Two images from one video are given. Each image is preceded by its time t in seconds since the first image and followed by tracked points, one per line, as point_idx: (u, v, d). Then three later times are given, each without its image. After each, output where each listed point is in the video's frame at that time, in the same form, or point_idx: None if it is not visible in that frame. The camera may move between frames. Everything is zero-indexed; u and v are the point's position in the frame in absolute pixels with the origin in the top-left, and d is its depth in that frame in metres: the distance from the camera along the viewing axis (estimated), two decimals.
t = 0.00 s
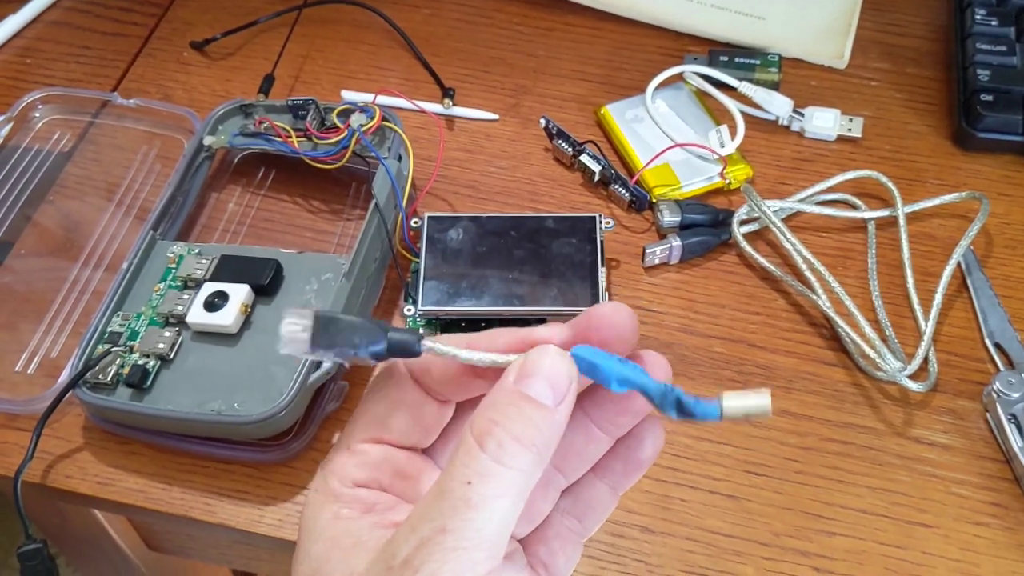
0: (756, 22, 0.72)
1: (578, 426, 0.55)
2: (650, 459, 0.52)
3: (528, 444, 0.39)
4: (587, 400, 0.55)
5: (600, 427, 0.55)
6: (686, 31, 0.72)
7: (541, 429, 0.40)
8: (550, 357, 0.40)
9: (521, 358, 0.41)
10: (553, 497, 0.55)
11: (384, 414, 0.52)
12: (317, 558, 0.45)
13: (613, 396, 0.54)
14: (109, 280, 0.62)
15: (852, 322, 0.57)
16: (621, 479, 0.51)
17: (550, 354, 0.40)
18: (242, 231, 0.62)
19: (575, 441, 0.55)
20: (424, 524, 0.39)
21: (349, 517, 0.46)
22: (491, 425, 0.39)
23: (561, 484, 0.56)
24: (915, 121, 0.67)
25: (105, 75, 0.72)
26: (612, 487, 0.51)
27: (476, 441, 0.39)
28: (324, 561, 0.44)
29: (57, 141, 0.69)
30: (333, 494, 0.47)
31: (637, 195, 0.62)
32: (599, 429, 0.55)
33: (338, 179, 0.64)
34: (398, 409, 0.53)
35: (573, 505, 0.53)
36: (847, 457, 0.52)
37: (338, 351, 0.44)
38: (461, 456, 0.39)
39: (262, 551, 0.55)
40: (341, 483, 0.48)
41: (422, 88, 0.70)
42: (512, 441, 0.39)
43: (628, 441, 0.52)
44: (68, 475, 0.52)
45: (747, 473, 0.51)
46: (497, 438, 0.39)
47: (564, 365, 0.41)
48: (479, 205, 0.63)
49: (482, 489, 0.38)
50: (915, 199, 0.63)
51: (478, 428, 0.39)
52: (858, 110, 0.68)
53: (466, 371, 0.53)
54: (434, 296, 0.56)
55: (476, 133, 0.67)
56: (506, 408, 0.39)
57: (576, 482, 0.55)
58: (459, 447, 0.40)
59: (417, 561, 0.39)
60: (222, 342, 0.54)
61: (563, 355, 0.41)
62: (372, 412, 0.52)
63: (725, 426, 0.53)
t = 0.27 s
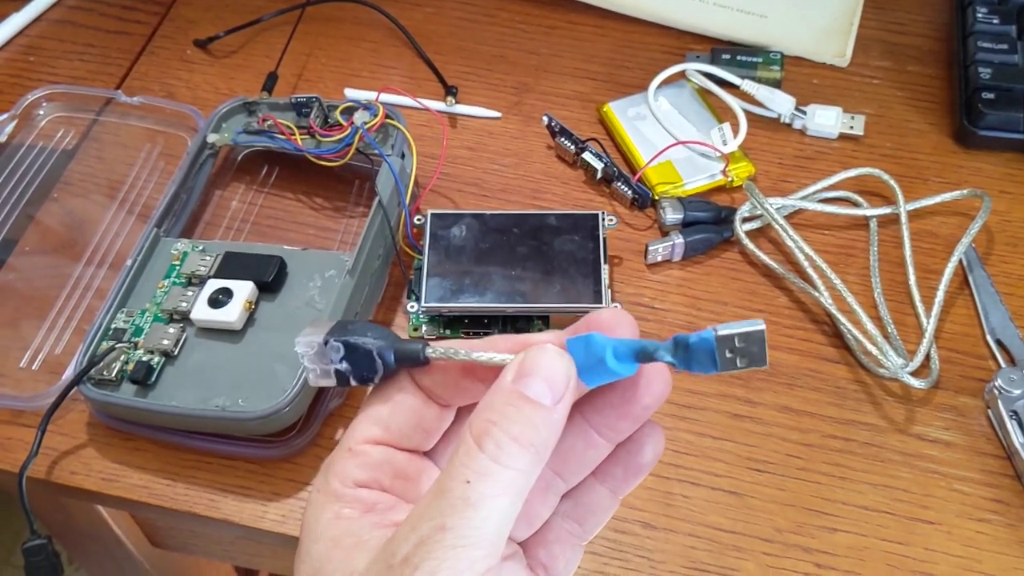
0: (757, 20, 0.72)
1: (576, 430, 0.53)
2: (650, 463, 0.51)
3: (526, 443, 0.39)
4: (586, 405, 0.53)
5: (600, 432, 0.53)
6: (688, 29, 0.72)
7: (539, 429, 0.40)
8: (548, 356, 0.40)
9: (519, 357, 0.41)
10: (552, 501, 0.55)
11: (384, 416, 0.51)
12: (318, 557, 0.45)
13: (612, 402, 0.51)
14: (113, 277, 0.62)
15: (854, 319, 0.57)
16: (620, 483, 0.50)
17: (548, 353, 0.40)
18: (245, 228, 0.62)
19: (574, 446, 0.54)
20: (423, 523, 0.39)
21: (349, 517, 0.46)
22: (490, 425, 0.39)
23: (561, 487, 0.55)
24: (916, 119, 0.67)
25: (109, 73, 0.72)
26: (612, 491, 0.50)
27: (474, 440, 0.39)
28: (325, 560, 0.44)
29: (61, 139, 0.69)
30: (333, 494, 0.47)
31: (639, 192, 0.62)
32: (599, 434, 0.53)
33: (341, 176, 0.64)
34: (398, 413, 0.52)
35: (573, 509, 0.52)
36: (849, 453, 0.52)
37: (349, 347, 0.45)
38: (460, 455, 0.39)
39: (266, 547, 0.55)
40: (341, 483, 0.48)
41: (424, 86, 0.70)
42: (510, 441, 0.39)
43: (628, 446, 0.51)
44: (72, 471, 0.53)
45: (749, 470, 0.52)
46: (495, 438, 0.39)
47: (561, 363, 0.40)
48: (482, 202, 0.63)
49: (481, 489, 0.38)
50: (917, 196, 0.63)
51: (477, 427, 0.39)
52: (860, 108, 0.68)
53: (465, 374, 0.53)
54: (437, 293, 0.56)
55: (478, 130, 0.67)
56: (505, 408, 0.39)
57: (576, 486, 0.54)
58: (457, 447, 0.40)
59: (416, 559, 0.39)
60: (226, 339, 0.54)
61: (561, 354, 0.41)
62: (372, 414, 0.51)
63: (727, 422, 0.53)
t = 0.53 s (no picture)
0: (758, 18, 0.72)
1: (571, 426, 0.54)
2: (646, 459, 0.51)
3: (523, 440, 0.39)
4: (581, 400, 0.54)
5: (595, 428, 0.54)
6: (688, 27, 0.72)
7: (535, 426, 0.40)
8: (544, 356, 0.41)
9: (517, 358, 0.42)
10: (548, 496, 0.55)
11: (379, 412, 0.52)
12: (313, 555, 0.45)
13: (607, 398, 0.53)
14: (113, 275, 0.62)
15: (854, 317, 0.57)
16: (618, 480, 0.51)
17: (545, 354, 0.41)
18: (246, 226, 0.62)
19: (569, 442, 0.54)
20: (420, 519, 0.39)
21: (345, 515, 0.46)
22: (487, 420, 0.39)
23: (557, 483, 0.55)
24: (916, 117, 0.67)
25: (109, 71, 0.72)
26: (608, 486, 0.51)
27: (471, 436, 0.39)
28: (321, 557, 0.45)
29: (62, 137, 0.69)
30: (329, 490, 0.47)
31: (639, 190, 0.62)
32: (594, 430, 0.54)
33: (341, 174, 0.64)
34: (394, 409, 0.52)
35: (569, 504, 0.53)
36: (849, 451, 0.52)
37: (338, 347, 0.45)
38: (457, 451, 0.39)
39: (266, 544, 0.55)
40: (338, 480, 0.48)
41: (424, 84, 0.70)
42: (507, 437, 0.39)
43: (623, 441, 0.52)
44: (73, 468, 0.53)
45: (749, 467, 0.52)
46: (492, 434, 0.39)
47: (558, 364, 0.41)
48: (482, 200, 0.63)
49: (478, 485, 0.38)
50: (916, 194, 0.63)
51: (474, 423, 0.39)
52: (859, 106, 0.68)
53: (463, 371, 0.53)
54: (437, 291, 0.56)
55: (478, 129, 0.67)
56: (501, 405, 0.39)
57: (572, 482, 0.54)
58: (454, 443, 0.40)
59: (413, 555, 0.39)
60: (227, 336, 0.54)
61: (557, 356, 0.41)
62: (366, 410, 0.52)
63: (726, 420, 0.53)
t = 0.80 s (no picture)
0: (759, 17, 0.72)
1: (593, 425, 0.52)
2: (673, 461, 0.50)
3: (541, 492, 0.37)
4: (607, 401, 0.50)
5: (617, 428, 0.51)
6: (689, 26, 0.73)
7: (555, 473, 0.37)
8: (569, 388, 0.37)
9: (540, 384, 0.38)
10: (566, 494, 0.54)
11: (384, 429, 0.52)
12: None
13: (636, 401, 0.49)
14: (115, 273, 0.62)
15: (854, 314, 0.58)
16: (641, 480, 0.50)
17: (567, 388, 0.37)
18: (248, 223, 0.63)
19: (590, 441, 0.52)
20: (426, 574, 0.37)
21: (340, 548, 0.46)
22: (502, 466, 0.36)
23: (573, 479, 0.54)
24: (916, 115, 0.67)
25: (111, 69, 0.72)
26: (630, 488, 0.50)
27: (485, 487, 0.36)
28: None
29: (64, 135, 0.69)
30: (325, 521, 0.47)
31: (640, 188, 0.62)
32: (616, 430, 0.51)
33: (343, 172, 0.65)
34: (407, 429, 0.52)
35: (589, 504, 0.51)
36: (849, 448, 0.52)
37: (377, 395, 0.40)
38: (468, 500, 0.37)
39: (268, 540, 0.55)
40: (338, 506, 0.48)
41: (426, 82, 0.70)
42: (524, 488, 0.36)
43: (649, 442, 0.50)
44: (75, 464, 0.53)
45: (750, 463, 0.52)
46: (507, 485, 0.36)
47: (585, 398, 0.37)
48: (484, 198, 0.64)
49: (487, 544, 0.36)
50: (916, 192, 0.63)
51: (488, 469, 0.37)
52: (860, 104, 0.68)
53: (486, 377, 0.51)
54: (438, 288, 0.56)
55: (480, 127, 0.67)
56: (520, 448, 0.36)
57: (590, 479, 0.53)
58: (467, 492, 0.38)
59: None
60: (229, 332, 0.54)
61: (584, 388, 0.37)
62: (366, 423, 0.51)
63: (727, 416, 0.54)
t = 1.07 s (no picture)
0: (766, 15, 0.71)
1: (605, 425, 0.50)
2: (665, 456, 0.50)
3: (675, 519, 0.39)
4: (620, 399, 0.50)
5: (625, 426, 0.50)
6: (696, 23, 0.72)
7: (682, 498, 0.40)
8: (691, 415, 0.39)
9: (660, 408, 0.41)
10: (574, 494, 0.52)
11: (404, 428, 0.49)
12: None
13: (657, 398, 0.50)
14: (121, 270, 0.62)
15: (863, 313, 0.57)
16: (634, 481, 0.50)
17: (692, 413, 0.39)
18: (254, 220, 0.62)
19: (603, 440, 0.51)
20: None
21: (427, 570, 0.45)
22: (643, 500, 0.39)
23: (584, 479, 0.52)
24: (924, 113, 0.67)
25: (117, 66, 0.72)
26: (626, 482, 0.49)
27: (623, 515, 0.39)
28: None
29: (69, 132, 0.69)
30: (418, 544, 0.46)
31: (648, 185, 0.62)
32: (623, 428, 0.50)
33: (349, 169, 0.64)
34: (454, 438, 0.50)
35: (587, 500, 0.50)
36: (858, 446, 0.52)
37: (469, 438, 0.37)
38: (609, 533, 0.39)
39: (274, 538, 0.55)
40: (423, 530, 0.46)
41: (432, 80, 0.70)
42: (661, 517, 0.39)
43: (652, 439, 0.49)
44: (81, 461, 0.53)
45: (759, 462, 0.52)
46: (646, 513, 0.39)
47: (704, 423, 0.39)
48: (491, 195, 0.63)
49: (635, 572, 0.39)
50: (925, 190, 0.63)
51: (624, 497, 0.39)
52: (868, 102, 0.68)
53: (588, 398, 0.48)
54: (445, 285, 0.56)
55: (486, 124, 0.67)
56: (653, 475, 0.39)
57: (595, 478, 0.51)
58: (603, 526, 0.40)
59: None
60: (236, 330, 0.54)
61: (704, 410, 0.40)
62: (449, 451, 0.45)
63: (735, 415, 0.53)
